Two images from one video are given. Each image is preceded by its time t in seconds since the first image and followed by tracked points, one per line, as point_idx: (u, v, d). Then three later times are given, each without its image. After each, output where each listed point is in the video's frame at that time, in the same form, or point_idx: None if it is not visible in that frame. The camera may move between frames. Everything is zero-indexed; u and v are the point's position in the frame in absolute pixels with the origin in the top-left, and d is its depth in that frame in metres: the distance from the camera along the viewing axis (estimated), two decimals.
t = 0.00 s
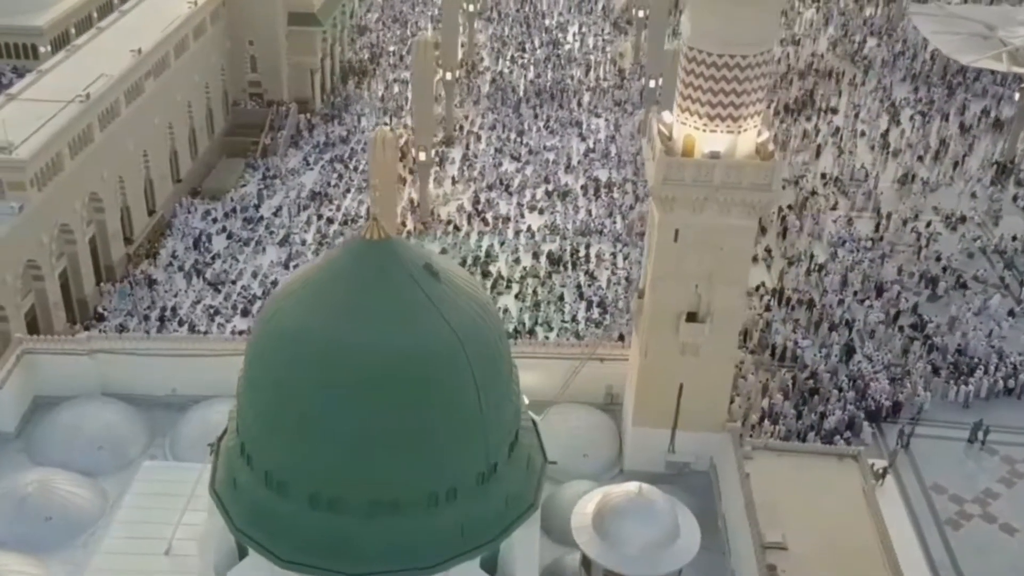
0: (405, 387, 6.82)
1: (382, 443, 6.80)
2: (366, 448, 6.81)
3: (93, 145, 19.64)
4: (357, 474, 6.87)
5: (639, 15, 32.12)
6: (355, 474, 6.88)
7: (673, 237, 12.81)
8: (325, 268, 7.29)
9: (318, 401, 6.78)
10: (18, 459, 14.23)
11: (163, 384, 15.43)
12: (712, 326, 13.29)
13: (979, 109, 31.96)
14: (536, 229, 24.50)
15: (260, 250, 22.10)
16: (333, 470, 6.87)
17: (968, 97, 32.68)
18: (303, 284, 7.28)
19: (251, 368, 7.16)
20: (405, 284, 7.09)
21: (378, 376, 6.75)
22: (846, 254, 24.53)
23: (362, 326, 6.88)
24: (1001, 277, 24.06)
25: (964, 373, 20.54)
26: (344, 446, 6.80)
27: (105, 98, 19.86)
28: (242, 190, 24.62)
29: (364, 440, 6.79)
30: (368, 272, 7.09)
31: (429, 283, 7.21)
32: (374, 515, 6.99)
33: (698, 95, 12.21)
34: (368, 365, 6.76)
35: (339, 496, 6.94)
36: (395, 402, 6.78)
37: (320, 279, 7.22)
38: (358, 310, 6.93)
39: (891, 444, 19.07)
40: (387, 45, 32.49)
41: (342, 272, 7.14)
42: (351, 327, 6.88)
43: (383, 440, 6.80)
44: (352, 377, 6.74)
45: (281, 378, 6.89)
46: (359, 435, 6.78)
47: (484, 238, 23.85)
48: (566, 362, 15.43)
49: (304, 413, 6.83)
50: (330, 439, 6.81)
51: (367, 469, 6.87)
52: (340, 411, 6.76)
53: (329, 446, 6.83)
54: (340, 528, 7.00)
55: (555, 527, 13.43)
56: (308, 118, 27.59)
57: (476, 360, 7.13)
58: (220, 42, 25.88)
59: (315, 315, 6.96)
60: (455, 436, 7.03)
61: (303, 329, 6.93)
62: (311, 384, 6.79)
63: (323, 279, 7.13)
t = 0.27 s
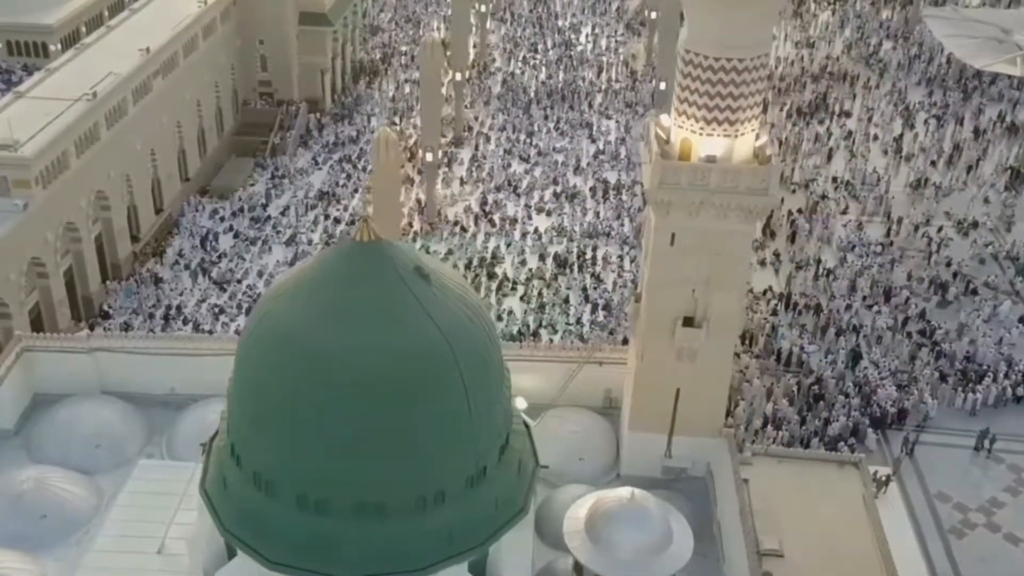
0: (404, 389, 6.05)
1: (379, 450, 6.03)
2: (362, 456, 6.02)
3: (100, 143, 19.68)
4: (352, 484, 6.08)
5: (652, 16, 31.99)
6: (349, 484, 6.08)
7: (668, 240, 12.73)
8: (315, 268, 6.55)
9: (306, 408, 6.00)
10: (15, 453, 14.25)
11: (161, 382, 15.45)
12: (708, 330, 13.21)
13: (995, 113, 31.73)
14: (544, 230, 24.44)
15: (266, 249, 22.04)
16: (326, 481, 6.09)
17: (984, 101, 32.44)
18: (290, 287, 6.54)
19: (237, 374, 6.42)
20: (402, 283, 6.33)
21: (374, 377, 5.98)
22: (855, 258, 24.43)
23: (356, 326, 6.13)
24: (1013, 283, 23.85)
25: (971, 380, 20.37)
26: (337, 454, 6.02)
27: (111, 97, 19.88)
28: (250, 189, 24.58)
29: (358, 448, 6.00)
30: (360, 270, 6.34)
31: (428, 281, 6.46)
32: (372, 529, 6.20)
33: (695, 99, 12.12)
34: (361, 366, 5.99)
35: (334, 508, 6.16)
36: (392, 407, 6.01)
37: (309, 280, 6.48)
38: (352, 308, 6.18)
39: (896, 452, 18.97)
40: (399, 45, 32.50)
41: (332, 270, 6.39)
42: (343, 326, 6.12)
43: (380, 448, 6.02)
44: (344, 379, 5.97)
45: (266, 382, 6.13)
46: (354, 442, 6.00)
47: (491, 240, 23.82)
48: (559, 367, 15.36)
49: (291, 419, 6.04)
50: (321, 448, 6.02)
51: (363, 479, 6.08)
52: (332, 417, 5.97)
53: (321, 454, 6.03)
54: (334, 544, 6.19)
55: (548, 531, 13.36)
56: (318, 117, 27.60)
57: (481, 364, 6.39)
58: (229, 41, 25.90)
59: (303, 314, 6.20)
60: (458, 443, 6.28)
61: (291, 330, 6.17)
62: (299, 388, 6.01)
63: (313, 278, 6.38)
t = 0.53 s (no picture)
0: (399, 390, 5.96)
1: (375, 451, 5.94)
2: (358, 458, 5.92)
3: (108, 141, 19.74)
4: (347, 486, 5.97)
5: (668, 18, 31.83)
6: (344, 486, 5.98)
7: (665, 246, 12.62)
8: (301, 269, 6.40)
9: (299, 411, 5.87)
10: (12, 451, 14.27)
11: (160, 381, 15.47)
12: (705, 337, 13.11)
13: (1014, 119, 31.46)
14: (553, 232, 24.34)
15: (274, 249, 22.00)
16: (322, 484, 5.98)
17: (1004, 107, 32.17)
18: (276, 287, 6.39)
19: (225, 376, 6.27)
20: (392, 283, 6.22)
21: (369, 378, 5.87)
22: (867, 264, 24.31)
23: (348, 326, 6.01)
24: None
25: (982, 389, 20.18)
26: (333, 457, 5.91)
27: (120, 96, 19.94)
28: (261, 188, 24.57)
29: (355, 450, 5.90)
30: (349, 270, 6.21)
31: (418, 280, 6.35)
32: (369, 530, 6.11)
33: (691, 103, 12.01)
34: (356, 368, 5.87)
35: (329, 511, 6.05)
36: (388, 407, 5.92)
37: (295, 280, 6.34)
38: (343, 309, 6.05)
39: (902, 461, 18.83)
40: (414, 45, 32.50)
41: (321, 271, 6.25)
42: (335, 327, 5.99)
43: (377, 448, 5.94)
44: (339, 380, 5.85)
45: (257, 385, 5.98)
46: (349, 443, 5.89)
47: (499, 242, 23.74)
48: (554, 371, 15.22)
49: (285, 422, 5.91)
50: (316, 450, 5.90)
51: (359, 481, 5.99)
52: (328, 419, 5.85)
53: (316, 457, 5.91)
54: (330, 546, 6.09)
55: (542, 536, 13.27)
56: (331, 117, 27.64)
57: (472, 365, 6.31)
58: (243, 40, 25.95)
59: (292, 316, 6.06)
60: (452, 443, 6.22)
61: (281, 332, 6.03)
62: (293, 391, 5.88)
63: (300, 279, 6.23)
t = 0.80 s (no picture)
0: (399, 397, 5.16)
1: (376, 466, 5.13)
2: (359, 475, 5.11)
3: (119, 139, 19.83)
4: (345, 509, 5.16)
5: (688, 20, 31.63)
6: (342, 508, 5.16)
7: (661, 251, 12.50)
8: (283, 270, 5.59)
9: (288, 423, 5.04)
10: (12, 447, 14.37)
11: (160, 379, 15.50)
12: (701, 344, 12.96)
13: None
14: (565, 235, 24.22)
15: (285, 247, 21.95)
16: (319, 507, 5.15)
17: None
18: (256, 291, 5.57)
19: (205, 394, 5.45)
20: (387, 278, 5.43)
21: (367, 383, 5.07)
22: (883, 271, 24.15)
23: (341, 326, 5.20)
24: None
25: (994, 400, 20.01)
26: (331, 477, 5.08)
27: (132, 94, 20.02)
28: (274, 187, 24.57)
29: (354, 467, 5.08)
30: (341, 261, 5.40)
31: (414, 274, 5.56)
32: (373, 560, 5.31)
33: (688, 108, 11.91)
34: (353, 371, 5.07)
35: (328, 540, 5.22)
36: (387, 415, 5.12)
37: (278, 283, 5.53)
38: (336, 305, 5.24)
39: (910, 471, 18.67)
40: (433, 45, 32.50)
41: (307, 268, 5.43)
42: (325, 329, 5.17)
43: (380, 457, 5.13)
44: (331, 386, 5.04)
45: (242, 397, 5.16)
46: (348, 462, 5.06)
47: (510, 243, 23.63)
48: (552, 375, 15.12)
49: (272, 438, 5.08)
50: (309, 470, 5.08)
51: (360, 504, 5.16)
52: (323, 430, 5.04)
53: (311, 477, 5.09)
54: None
55: (535, 543, 13.16)
56: (347, 117, 27.68)
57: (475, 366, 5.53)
58: (259, 39, 26.02)
59: (278, 319, 5.24)
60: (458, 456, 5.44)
61: (264, 336, 5.21)
62: (283, 402, 5.05)
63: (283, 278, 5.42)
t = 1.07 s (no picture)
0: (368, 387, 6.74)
1: (346, 441, 6.71)
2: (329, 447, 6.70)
3: (133, 136, 19.91)
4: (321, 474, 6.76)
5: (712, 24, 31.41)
6: (316, 476, 6.79)
7: (660, 258, 12.37)
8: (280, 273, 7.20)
9: (271, 406, 6.67)
10: (15, 442, 14.45)
11: (163, 377, 15.54)
12: (700, 353, 12.80)
13: None
14: (580, 238, 24.07)
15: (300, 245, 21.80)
16: (294, 470, 6.76)
17: None
18: (254, 293, 7.20)
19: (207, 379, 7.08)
20: (359, 286, 6.97)
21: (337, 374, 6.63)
22: (900, 281, 23.90)
23: (317, 327, 6.79)
24: None
25: (1010, 415, 19.68)
26: (303, 449, 6.70)
27: (148, 92, 20.11)
28: (290, 186, 24.58)
29: (324, 439, 6.69)
30: (320, 280, 6.93)
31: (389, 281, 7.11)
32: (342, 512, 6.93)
33: (688, 113, 11.79)
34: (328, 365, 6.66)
35: (304, 496, 6.87)
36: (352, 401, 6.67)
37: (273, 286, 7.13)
38: (314, 316, 6.82)
39: (921, 487, 18.38)
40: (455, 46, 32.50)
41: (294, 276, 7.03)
42: (304, 330, 6.79)
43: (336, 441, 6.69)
44: (307, 377, 6.63)
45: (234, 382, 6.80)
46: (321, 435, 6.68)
47: (524, 246, 23.52)
48: (553, 383, 15.02)
49: (260, 415, 6.71)
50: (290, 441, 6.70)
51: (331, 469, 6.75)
52: (299, 410, 6.64)
53: (288, 447, 6.71)
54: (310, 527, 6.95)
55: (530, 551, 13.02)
56: (366, 117, 27.72)
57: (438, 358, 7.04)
58: (278, 38, 26.09)
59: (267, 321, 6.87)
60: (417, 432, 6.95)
61: (258, 335, 6.83)
62: (267, 390, 6.67)
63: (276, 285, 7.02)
